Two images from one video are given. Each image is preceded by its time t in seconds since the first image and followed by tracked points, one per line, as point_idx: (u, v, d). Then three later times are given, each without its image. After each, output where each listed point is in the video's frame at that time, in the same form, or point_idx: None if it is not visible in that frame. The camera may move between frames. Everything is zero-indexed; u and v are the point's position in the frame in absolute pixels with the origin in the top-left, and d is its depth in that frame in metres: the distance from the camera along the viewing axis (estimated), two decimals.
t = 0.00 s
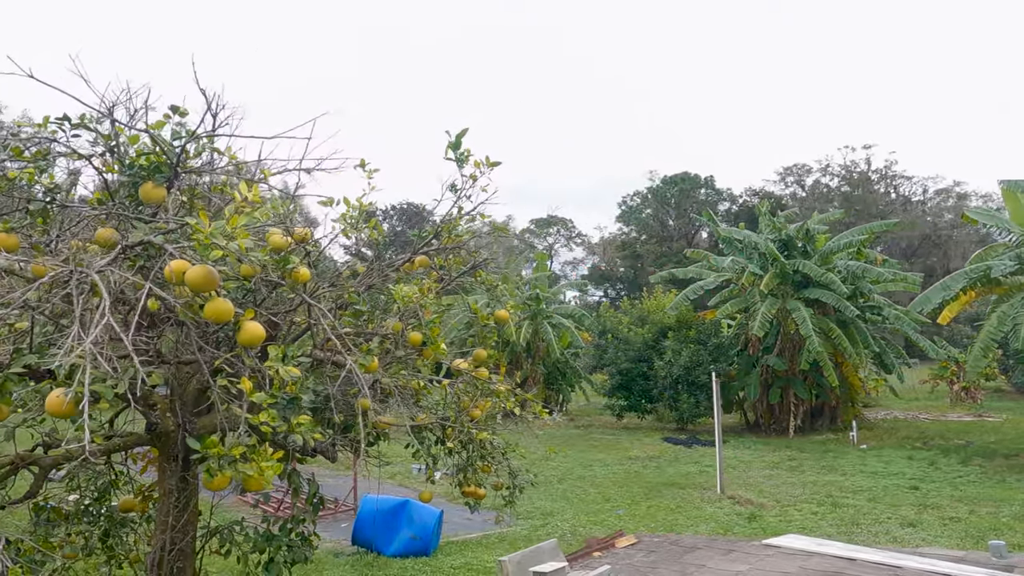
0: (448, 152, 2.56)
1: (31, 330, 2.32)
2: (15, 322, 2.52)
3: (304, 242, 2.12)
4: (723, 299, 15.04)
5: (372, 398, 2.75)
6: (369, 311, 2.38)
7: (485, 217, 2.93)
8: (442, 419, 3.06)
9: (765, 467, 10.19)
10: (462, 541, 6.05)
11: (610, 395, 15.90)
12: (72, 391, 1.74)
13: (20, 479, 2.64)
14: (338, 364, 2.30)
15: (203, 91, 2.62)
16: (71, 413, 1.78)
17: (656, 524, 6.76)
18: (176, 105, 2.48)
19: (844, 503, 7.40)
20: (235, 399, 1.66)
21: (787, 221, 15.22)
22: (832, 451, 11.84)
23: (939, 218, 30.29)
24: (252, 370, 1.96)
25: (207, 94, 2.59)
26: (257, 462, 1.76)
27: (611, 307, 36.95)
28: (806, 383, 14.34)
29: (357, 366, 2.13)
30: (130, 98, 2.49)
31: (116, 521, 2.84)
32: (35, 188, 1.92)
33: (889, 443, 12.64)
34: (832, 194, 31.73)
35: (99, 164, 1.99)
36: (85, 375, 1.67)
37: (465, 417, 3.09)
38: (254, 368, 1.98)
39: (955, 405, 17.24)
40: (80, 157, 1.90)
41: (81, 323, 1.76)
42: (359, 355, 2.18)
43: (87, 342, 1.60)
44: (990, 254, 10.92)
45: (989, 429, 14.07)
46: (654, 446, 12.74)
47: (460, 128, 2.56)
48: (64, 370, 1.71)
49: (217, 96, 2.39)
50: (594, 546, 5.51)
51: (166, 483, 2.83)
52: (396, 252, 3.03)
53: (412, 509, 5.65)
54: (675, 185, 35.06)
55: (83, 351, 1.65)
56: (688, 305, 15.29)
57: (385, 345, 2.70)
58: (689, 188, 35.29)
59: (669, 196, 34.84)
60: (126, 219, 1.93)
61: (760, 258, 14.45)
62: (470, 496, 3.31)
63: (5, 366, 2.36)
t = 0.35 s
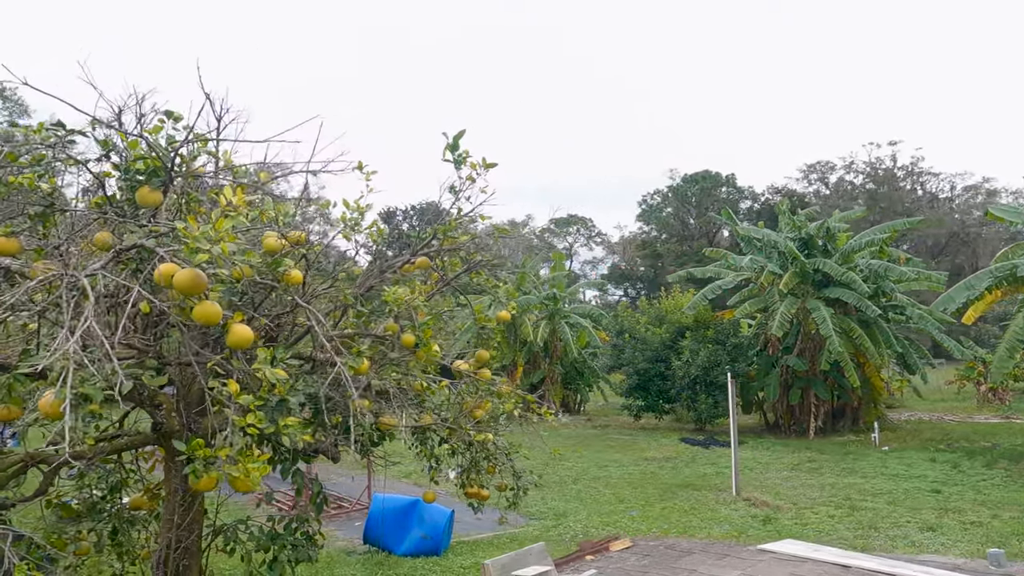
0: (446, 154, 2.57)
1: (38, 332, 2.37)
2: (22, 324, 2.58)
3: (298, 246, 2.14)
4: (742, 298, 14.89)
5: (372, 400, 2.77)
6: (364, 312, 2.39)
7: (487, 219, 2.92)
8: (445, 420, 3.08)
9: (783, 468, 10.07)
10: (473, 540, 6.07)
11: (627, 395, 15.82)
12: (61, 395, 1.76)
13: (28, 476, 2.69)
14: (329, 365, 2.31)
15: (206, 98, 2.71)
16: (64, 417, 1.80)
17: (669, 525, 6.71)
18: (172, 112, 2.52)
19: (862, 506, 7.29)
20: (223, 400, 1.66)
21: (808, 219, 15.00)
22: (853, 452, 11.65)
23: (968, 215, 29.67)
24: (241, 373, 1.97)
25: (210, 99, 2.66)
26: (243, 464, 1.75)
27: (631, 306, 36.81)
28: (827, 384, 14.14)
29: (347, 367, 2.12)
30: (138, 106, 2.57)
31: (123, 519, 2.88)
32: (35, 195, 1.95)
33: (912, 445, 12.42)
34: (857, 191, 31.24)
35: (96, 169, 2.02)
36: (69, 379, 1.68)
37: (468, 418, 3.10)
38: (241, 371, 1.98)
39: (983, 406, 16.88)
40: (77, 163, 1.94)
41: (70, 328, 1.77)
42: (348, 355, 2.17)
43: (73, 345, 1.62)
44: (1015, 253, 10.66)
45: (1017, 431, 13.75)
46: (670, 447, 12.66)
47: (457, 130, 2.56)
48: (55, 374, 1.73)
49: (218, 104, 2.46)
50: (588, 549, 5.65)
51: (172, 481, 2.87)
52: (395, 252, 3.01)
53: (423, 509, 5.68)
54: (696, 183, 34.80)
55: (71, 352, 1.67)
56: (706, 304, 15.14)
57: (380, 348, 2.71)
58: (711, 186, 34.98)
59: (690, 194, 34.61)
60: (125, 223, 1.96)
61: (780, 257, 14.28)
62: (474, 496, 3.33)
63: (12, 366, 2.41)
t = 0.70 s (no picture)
0: (438, 157, 2.57)
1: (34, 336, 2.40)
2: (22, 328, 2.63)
3: (285, 251, 2.17)
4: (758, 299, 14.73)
5: (365, 404, 2.77)
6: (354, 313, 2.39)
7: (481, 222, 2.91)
8: (442, 424, 3.07)
9: (798, 471, 9.94)
10: (479, 542, 6.07)
11: (642, 396, 15.72)
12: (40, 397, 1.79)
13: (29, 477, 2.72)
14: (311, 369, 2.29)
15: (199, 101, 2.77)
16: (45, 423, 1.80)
17: (678, 528, 6.65)
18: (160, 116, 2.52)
19: (877, 511, 7.16)
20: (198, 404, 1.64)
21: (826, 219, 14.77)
22: (870, 455, 11.47)
23: (995, 214, 29.05)
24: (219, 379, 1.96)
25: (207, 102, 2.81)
26: (218, 471, 1.74)
27: (649, 306, 36.66)
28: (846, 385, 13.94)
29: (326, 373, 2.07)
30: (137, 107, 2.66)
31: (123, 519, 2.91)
32: (22, 201, 1.95)
33: (932, 448, 12.18)
34: (879, 189, 30.76)
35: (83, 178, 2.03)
36: (38, 382, 1.69)
37: (466, 422, 3.09)
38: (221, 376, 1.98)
39: (1007, 409, 16.52)
40: (63, 171, 1.95)
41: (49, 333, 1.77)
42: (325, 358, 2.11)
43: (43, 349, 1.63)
44: None
45: None
46: (684, 449, 12.56)
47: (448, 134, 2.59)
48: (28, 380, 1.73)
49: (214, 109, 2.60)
50: (573, 556, 5.62)
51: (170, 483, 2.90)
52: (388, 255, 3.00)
53: (429, 511, 5.69)
54: (715, 182, 34.54)
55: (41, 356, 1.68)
56: (722, 305, 15.00)
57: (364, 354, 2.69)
58: (730, 185, 34.67)
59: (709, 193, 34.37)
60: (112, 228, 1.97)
61: (797, 257, 14.10)
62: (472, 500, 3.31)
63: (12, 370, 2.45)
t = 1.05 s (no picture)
0: (431, 164, 2.56)
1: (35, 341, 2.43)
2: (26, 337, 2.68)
3: (273, 262, 2.18)
4: (774, 300, 14.58)
5: (361, 410, 2.76)
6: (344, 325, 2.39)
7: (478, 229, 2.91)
8: (440, 430, 3.06)
9: (812, 475, 9.82)
10: (486, 545, 6.07)
11: (655, 397, 15.63)
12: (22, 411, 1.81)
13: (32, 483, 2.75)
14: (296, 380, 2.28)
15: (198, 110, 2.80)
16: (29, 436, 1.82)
17: (687, 533, 6.59)
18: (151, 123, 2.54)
19: (891, 517, 7.05)
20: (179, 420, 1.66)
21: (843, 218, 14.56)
22: (887, 459, 11.30)
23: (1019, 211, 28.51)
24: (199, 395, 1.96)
25: (206, 110, 2.85)
26: (198, 484, 1.79)
27: (665, 305, 36.48)
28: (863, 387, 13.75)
29: (312, 384, 2.07)
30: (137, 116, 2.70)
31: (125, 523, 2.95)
32: (13, 213, 1.96)
33: (951, 452, 11.96)
34: (900, 187, 30.32)
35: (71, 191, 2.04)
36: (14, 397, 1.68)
37: (464, 428, 3.07)
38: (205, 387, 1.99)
39: None
40: (51, 184, 1.96)
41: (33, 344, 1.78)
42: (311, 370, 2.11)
43: (20, 364, 1.64)
44: None
45: None
46: (697, 451, 12.47)
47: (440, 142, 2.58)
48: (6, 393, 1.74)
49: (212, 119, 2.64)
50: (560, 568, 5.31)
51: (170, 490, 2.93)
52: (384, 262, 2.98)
53: (435, 514, 5.70)
54: (732, 180, 34.28)
55: (19, 370, 1.69)
56: (737, 306, 14.86)
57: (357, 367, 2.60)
58: (748, 184, 34.40)
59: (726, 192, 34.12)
60: (102, 239, 1.99)
61: (812, 257, 13.93)
62: (471, 507, 3.31)
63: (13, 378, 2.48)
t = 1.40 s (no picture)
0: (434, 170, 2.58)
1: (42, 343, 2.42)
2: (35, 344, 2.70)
3: (275, 268, 2.19)
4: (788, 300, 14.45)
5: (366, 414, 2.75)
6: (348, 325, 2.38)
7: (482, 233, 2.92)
8: (447, 435, 3.07)
9: (826, 478, 9.72)
10: (496, 548, 6.06)
11: (668, 398, 15.54)
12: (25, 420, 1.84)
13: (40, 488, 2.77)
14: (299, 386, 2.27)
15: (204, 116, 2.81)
16: (30, 444, 1.86)
17: (698, 536, 6.54)
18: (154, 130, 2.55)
19: (907, 521, 6.96)
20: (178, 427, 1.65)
21: (858, 217, 14.38)
22: (903, 461, 11.14)
23: None
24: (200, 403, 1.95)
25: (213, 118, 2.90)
26: (197, 493, 1.77)
27: (680, 305, 36.30)
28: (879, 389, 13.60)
29: (311, 392, 2.04)
30: (147, 123, 2.74)
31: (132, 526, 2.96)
32: (18, 222, 1.99)
33: (970, 454, 11.78)
34: (918, 185, 29.94)
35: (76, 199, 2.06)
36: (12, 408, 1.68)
37: (470, 432, 3.08)
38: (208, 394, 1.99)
39: None
40: (55, 193, 1.97)
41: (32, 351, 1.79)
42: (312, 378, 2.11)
43: (20, 372, 1.65)
44: None
45: None
46: (710, 453, 12.38)
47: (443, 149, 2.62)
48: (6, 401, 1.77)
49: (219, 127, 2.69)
50: None
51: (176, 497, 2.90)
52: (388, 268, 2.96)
53: (445, 516, 5.71)
54: (747, 179, 34.05)
55: (18, 380, 1.70)
56: (750, 306, 14.74)
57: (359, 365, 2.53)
58: (763, 182, 34.15)
59: (741, 191, 33.91)
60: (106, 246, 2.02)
61: (827, 257, 13.79)
62: (477, 511, 3.31)
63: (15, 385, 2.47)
